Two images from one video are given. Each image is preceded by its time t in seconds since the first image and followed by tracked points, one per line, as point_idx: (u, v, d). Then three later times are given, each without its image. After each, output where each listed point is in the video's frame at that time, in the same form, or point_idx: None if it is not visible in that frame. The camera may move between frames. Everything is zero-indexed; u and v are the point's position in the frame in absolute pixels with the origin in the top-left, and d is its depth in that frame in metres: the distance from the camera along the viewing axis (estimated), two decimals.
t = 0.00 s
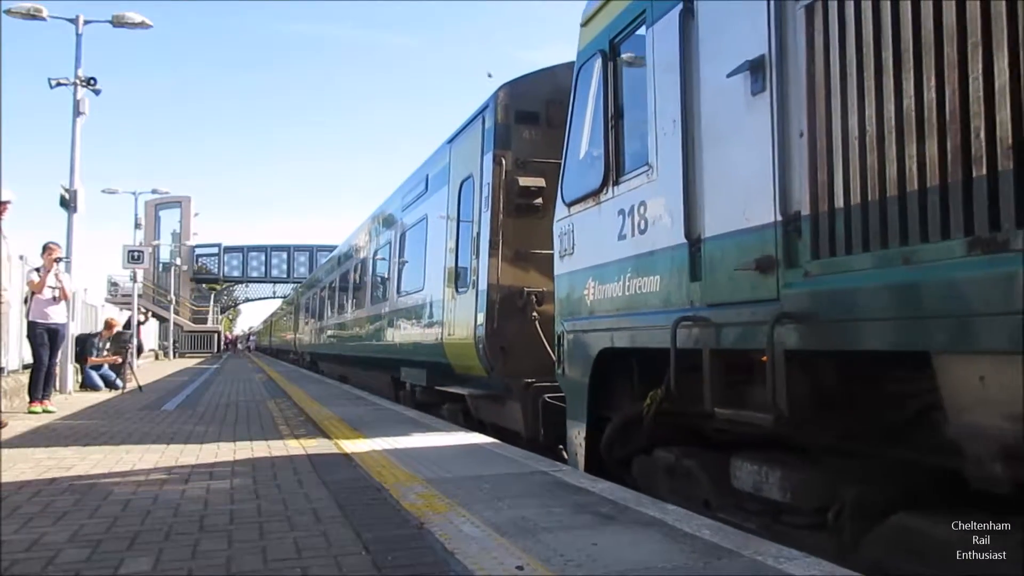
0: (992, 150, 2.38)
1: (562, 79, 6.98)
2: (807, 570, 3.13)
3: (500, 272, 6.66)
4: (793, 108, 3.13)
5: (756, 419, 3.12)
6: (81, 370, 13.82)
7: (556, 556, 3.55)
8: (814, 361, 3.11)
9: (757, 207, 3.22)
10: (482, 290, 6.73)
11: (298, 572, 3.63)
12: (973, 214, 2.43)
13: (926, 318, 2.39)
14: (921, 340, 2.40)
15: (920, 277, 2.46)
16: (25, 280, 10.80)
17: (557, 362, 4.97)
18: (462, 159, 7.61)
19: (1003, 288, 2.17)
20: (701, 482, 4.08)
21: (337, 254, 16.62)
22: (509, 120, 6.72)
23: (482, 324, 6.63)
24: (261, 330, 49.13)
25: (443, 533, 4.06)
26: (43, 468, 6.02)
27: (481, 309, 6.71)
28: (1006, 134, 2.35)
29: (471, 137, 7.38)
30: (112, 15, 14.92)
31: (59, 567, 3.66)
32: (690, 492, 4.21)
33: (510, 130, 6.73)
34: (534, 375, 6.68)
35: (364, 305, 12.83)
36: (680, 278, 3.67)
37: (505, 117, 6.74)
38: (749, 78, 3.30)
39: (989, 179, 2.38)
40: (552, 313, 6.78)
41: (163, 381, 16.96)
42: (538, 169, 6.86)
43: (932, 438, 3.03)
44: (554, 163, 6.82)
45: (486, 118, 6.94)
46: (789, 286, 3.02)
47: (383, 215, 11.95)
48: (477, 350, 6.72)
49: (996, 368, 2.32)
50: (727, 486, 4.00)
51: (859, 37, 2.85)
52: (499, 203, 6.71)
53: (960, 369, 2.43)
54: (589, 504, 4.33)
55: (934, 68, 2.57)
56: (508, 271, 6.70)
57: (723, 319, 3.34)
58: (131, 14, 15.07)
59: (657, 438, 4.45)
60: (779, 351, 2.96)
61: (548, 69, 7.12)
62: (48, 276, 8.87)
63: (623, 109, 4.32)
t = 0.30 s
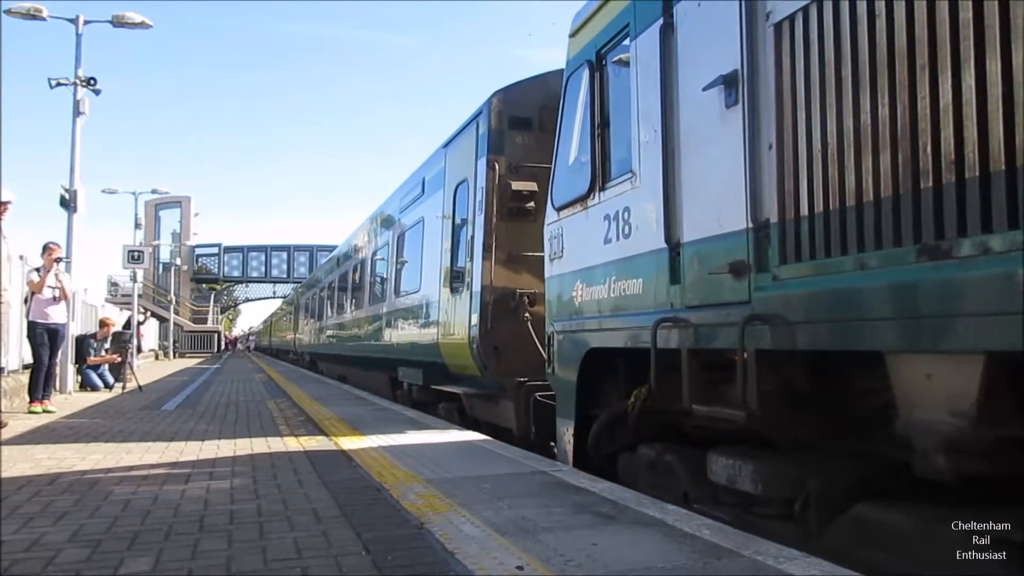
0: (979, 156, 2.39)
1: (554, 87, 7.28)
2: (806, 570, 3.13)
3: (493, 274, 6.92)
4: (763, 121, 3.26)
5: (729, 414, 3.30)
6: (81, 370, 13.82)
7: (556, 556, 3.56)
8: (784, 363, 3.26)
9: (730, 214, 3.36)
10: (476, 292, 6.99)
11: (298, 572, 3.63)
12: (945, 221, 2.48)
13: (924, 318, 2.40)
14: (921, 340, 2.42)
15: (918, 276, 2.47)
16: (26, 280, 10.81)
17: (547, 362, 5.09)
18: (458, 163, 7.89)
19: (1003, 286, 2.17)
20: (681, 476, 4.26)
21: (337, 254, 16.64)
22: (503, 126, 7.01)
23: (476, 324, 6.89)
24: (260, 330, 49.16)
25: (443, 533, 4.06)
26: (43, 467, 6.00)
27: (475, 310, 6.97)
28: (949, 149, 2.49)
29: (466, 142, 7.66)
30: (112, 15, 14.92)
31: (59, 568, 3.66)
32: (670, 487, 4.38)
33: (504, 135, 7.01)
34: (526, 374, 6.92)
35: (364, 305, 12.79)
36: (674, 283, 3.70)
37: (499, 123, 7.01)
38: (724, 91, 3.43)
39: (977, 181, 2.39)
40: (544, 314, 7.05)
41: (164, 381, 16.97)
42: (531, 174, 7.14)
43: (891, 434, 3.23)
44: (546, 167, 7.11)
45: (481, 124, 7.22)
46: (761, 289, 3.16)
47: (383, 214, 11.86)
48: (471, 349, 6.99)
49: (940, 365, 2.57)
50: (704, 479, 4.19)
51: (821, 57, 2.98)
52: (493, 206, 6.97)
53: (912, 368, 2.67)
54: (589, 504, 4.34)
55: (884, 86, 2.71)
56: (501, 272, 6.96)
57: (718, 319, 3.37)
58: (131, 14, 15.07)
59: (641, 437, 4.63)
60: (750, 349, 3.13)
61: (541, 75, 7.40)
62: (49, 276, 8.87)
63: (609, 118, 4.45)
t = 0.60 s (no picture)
0: (975, 154, 2.38)
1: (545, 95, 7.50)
2: (807, 570, 3.13)
3: (485, 275, 7.10)
4: (734, 133, 3.41)
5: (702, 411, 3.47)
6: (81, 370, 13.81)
7: (556, 556, 3.55)
8: (756, 361, 3.45)
9: (705, 221, 3.52)
10: (469, 293, 7.16)
11: (298, 572, 3.63)
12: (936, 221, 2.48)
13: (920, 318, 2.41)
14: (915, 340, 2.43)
15: (917, 276, 2.46)
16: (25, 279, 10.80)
17: (537, 361, 5.24)
18: (452, 168, 8.07)
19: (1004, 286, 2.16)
20: (660, 470, 4.45)
21: (337, 254, 16.67)
22: (496, 132, 7.22)
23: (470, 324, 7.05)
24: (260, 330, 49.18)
25: (443, 533, 4.06)
26: (42, 467, 5.98)
27: (468, 310, 7.14)
28: (895, 166, 2.64)
29: (460, 147, 7.86)
30: (112, 15, 14.92)
31: (59, 568, 3.66)
32: (651, 480, 4.57)
33: (496, 140, 7.22)
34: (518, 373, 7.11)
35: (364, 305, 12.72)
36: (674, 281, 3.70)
37: (492, 129, 7.23)
38: (699, 105, 3.59)
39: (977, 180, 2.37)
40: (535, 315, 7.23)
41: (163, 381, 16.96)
42: (523, 178, 7.34)
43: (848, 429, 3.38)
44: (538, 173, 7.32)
45: (474, 130, 7.41)
46: (732, 293, 3.31)
47: (384, 214, 11.85)
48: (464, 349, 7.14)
49: (887, 364, 2.79)
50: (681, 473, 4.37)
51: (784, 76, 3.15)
52: (486, 210, 7.17)
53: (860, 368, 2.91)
54: (589, 504, 4.34)
55: (839, 104, 2.87)
56: (493, 274, 7.13)
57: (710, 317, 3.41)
58: (131, 14, 15.07)
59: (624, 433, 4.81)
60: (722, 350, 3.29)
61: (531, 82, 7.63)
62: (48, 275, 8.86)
63: (594, 127, 4.61)
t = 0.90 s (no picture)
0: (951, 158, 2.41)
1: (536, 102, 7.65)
2: (807, 570, 3.13)
3: (478, 278, 7.21)
4: (703, 146, 3.60)
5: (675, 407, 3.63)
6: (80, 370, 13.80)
7: (556, 556, 3.56)
8: (723, 355, 3.52)
9: (678, 228, 3.71)
10: (462, 294, 7.28)
11: (299, 572, 3.63)
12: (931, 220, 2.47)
13: (916, 318, 2.41)
14: (911, 339, 2.44)
15: (913, 276, 2.47)
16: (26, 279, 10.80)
17: (527, 360, 5.41)
18: (445, 172, 8.20)
19: (1003, 286, 2.16)
20: (639, 464, 4.65)
21: (337, 254, 16.67)
22: (488, 138, 7.34)
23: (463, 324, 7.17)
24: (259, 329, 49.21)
25: (443, 533, 4.06)
26: (43, 467, 5.96)
27: (461, 311, 7.26)
28: (844, 181, 2.81)
29: (453, 153, 8.00)
30: (112, 15, 14.91)
31: (59, 568, 3.66)
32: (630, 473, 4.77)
33: (488, 146, 7.34)
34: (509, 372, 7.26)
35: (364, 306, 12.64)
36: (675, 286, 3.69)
37: (484, 135, 7.36)
38: (673, 119, 3.79)
39: (968, 182, 2.36)
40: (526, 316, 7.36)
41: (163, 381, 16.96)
42: (513, 183, 7.48)
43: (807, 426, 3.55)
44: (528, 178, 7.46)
45: (467, 135, 7.53)
46: (703, 295, 3.49)
47: (383, 214, 11.81)
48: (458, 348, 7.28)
49: (838, 362, 2.84)
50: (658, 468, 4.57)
51: (745, 91, 3.33)
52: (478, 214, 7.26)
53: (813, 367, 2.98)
54: (589, 504, 4.33)
55: (796, 122, 3.04)
56: (486, 277, 7.25)
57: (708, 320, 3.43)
58: (131, 14, 15.06)
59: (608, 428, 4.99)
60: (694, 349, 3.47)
61: (524, 90, 7.80)
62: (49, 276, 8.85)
63: (578, 136, 4.81)
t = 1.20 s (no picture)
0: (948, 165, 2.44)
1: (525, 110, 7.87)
2: (807, 570, 3.13)
3: (470, 280, 7.38)
4: (675, 159, 3.82)
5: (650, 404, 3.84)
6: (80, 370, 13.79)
7: (555, 556, 3.56)
8: (694, 356, 3.85)
9: (654, 234, 3.92)
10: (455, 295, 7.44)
11: (298, 572, 3.63)
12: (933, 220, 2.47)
13: (919, 317, 2.41)
14: (912, 338, 2.43)
15: (915, 276, 2.47)
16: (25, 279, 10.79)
17: (516, 360, 5.60)
18: (439, 177, 8.38)
19: (1005, 287, 2.17)
20: (619, 457, 4.89)
21: (337, 254, 16.68)
22: (480, 144, 7.51)
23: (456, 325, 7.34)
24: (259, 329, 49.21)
25: (443, 533, 4.06)
26: (42, 467, 5.95)
27: (454, 313, 7.43)
28: (820, 188, 2.94)
29: (446, 159, 8.20)
30: (112, 15, 14.90)
31: (59, 568, 3.67)
32: (610, 466, 5.02)
33: (481, 152, 7.51)
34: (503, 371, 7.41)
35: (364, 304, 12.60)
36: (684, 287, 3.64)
37: (476, 141, 7.52)
38: (648, 132, 4.00)
39: (972, 183, 2.38)
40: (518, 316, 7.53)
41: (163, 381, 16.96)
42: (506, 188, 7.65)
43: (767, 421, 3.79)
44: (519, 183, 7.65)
45: (460, 142, 7.71)
46: (675, 299, 3.70)
47: (383, 214, 11.78)
48: (451, 347, 7.44)
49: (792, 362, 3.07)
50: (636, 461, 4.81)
51: (709, 109, 3.58)
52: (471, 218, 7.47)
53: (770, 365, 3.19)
54: (589, 504, 4.34)
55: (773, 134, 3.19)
56: (478, 279, 7.41)
57: (708, 321, 3.43)
58: (131, 14, 15.06)
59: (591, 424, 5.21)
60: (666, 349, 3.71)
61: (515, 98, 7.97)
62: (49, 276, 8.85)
63: (561, 146, 5.02)
